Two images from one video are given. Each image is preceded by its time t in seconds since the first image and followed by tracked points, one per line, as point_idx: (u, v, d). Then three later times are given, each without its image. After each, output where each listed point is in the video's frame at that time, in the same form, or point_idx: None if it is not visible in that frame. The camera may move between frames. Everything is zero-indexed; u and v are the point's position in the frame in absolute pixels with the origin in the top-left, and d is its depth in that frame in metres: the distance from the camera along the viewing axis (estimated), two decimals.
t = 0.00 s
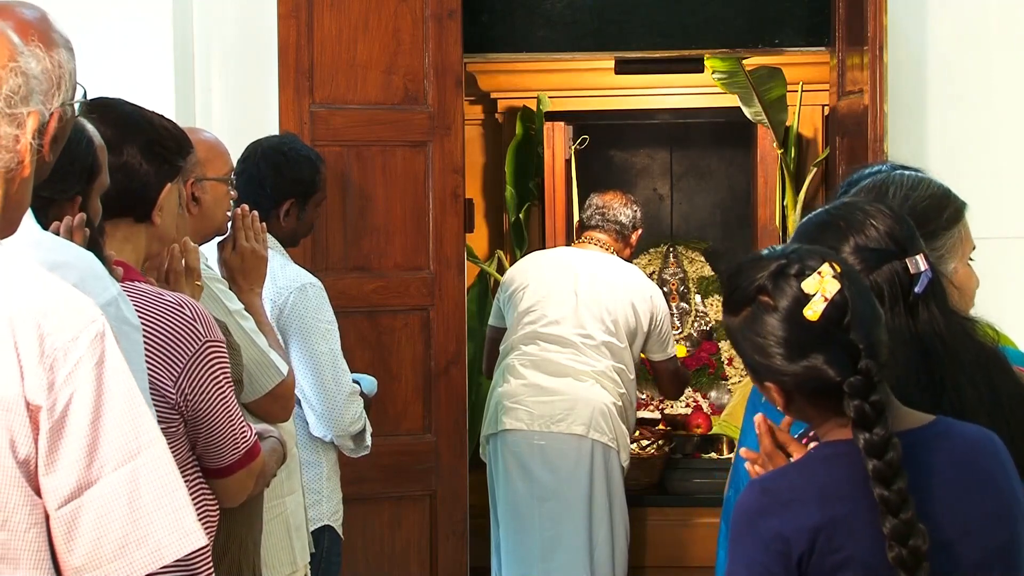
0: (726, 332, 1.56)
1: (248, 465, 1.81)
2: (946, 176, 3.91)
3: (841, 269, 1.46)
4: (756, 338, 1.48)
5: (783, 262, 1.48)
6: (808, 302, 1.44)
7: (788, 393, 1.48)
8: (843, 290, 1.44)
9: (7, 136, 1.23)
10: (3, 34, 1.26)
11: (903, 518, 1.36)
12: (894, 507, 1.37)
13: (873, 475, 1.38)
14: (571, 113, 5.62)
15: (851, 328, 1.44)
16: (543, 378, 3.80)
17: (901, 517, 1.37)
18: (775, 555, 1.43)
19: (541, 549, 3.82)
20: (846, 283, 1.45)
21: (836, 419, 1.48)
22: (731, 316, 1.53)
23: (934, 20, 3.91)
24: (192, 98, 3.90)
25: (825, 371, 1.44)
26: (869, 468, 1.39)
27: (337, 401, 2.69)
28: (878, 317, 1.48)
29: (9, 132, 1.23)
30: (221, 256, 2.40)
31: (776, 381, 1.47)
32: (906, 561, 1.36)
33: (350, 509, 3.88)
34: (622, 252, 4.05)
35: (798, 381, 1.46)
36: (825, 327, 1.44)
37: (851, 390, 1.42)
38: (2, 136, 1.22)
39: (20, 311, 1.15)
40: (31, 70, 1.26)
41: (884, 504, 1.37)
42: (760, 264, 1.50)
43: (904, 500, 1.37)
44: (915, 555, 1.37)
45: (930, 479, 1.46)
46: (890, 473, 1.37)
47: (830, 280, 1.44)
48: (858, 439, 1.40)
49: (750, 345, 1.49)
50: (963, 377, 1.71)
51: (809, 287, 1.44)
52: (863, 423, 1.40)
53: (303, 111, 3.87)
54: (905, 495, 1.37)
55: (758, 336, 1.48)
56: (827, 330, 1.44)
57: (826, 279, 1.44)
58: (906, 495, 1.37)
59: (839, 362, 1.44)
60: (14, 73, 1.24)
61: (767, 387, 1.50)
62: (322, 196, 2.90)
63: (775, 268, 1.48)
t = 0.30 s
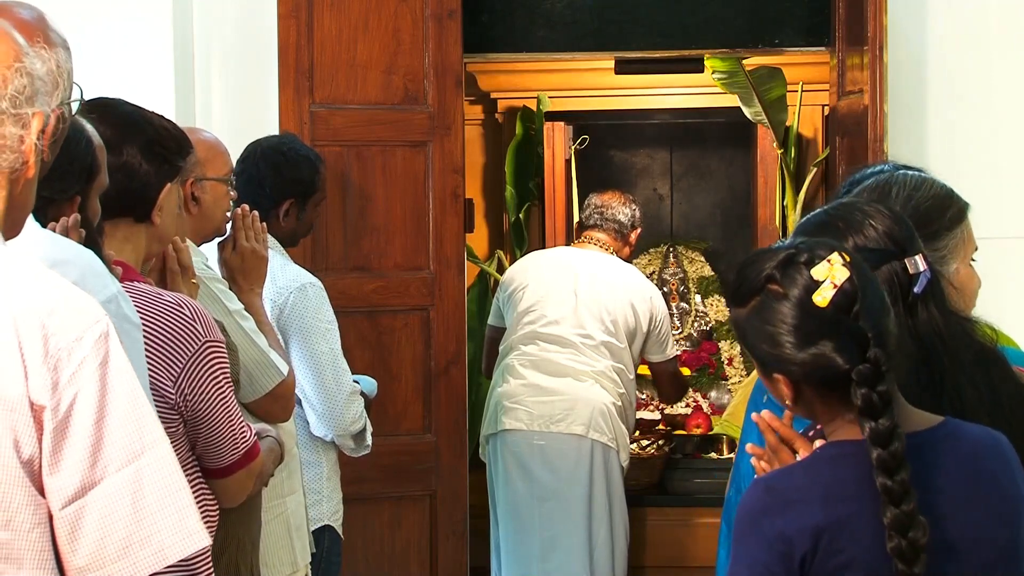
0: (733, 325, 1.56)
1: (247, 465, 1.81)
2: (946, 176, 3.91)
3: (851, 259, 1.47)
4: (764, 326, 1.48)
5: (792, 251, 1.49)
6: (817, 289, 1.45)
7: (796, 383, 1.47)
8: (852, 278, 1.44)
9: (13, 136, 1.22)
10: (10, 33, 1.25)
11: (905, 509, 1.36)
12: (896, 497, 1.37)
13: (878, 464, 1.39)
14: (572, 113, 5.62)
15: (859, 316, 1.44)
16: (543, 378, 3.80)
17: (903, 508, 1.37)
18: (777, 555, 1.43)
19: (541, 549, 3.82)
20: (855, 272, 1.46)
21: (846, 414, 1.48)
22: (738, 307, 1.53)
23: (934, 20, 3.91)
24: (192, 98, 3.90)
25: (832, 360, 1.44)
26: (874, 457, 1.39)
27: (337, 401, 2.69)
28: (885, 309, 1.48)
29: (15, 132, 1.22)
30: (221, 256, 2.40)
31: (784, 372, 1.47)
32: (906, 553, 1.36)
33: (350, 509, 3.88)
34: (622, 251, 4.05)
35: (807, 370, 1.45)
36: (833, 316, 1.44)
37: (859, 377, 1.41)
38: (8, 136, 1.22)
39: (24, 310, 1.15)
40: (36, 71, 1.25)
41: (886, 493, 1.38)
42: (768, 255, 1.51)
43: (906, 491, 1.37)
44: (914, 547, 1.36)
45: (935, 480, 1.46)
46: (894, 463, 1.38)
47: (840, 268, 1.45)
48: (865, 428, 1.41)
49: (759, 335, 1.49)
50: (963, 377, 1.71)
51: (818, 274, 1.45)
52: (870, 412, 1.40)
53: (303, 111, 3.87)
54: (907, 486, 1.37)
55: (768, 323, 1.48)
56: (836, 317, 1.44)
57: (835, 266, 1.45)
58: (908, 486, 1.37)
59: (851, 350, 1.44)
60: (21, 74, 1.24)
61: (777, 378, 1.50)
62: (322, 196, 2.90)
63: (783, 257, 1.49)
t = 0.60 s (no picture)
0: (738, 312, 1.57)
1: (247, 465, 1.82)
2: (946, 176, 3.91)
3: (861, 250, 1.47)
4: (771, 311, 1.48)
5: (801, 238, 1.49)
6: (826, 274, 1.45)
7: (796, 370, 1.47)
8: (861, 267, 1.45)
9: (17, 137, 1.22)
10: (14, 34, 1.25)
11: (899, 500, 1.37)
12: (890, 489, 1.38)
13: (874, 454, 1.39)
14: (572, 113, 5.62)
15: (865, 305, 1.44)
16: (542, 378, 3.80)
17: (897, 499, 1.37)
18: (772, 555, 1.43)
19: (541, 549, 3.82)
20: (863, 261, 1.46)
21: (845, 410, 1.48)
22: (745, 292, 1.53)
23: (933, 20, 3.91)
24: (192, 98, 3.90)
25: (837, 347, 1.44)
26: (870, 446, 1.40)
27: (338, 401, 2.69)
28: (891, 302, 1.48)
29: (19, 133, 1.22)
30: (222, 256, 2.40)
31: (786, 358, 1.47)
32: (897, 544, 1.37)
33: (350, 509, 3.88)
34: (621, 250, 4.05)
35: (810, 358, 1.45)
36: (839, 303, 1.44)
37: (862, 365, 1.42)
38: (12, 138, 1.22)
39: (26, 310, 1.14)
40: (40, 73, 1.25)
41: (880, 485, 1.38)
42: (776, 241, 1.51)
43: (902, 483, 1.38)
44: (906, 539, 1.37)
45: (935, 482, 1.46)
46: (891, 454, 1.39)
47: (850, 256, 1.45)
48: (864, 416, 1.41)
49: (764, 319, 1.49)
50: (961, 375, 1.72)
51: (828, 260, 1.45)
52: (870, 401, 1.41)
53: (303, 111, 3.87)
54: (903, 478, 1.38)
55: (774, 308, 1.48)
56: (843, 304, 1.44)
57: (844, 253, 1.45)
58: (903, 479, 1.38)
59: (856, 340, 1.44)
60: (26, 75, 1.24)
61: (778, 365, 1.49)
62: (322, 196, 2.90)
63: (793, 243, 1.49)
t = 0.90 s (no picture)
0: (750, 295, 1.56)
1: (247, 465, 1.82)
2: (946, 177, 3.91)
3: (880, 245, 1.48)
4: (783, 290, 1.48)
5: (824, 224, 1.50)
6: (841, 259, 1.45)
7: (797, 352, 1.47)
8: (877, 259, 1.45)
9: (18, 137, 1.22)
10: (14, 34, 1.25)
11: (884, 494, 1.38)
12: (878, 483, 1.39)
13: (866, 446, 1.40)
14: (571, 113, 5.61)
15: (874, 297, 1.44)
16: (541, 378, 3.81)
17: (882, 493, 1.38)
18: (753, 555, 1.45)
19: (540, 549, 3.82)
20: (881, 256, 1.46)
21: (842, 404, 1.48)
22: (760, 272, 1.53)
23: (933, 20, 3.91)
24: (192, 98, 3.90)
25: (840, 333, 1.44)
26: (863, 440, 1.41)
27: (337, 401, 2.69)
28: (902, 301, 1.48)
29: (20, 134, 1.22)
30: (223, 256, 2.40)
31: (789, 339, 1.47)
32: (879, 538, 1.38)
33: (350, 509, 3.88)
34: (620, 250, 4.06)
35: (812, 340, 1.45)
36: (850, 289, 1.44)
37: (864, 357, 1.42)
38: (13, 138, 1.22)
39: (28, 310, 1.15)
40: (41, 74, 1.25)
41: (869, 478, 1.40)
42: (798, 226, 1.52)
43: (890, 477, 1.39)
44: (888, 534, 1.38)
45: (933, 486, 1.46)
46: (882, 448, 1.40)
47: (868, 247, 1.46)
48: (860, 410, 1.42)
49: (776, 298, 1.49)
50: (959, 373, 1.72)
51: (846, 246, 1.46)
52: (867, 394, 1.42)
53: (303, 111, 3.87)
54: (892, 471, 1.39)
55: (785, 287, 1.48)
56: (852, 291, 1.44)
57: (864, 244, 1.46)
58: (893, 473, 1.39)
59: (860, 328, 1.44)
60: (26, 75, 1.24)
61: (779, 346, 1.49)
62: (322, 196, 2.90)
63: (815, 227, 1.50)
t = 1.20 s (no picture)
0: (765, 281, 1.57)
1: (247, 465, 1.82)
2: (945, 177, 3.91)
3: (899, 248, 1.47)
4: (796, 280, 1.49)
5: (846, 221, 1.50)
6: (856, 257, 1.45)
7: (800, 342, 1.48)
8: (893, 262, 1.45)
9: (16, 137, 1.22)
10: (13, 33, 1.24)
11: (878, 496, 1.38)
12: (872, 485, 1.39)
13: (862, 449, 1.41)
14: (571, 113, 5.59)
15: (883, 300, 1.44)
16: (539, 378, 3.81)
17: (876, 495, 1.38)
18: (742, 555, 1.46)
19: (539, 549, 3.82)
20: (897, 260, 1.46)
21: (838, 404, 1.48)
22: (777, 259, 1.54)
23: (933, 20, 3.91)
24: (192, 98, 3.90)
25: (845, 331, 1.44)
26: (860, 442, 1.41)
27: (336, 401, 2.69)
28: (913, 306, 1.48)
29: (19, 133, 1.22)
30: (225, 256, 2.39)
31: (797, 329, 1.48)
32: (870, 541, 1.39)
33: (350, 509, 3.88)
34: (620, 249, 4.07)
35: (817, 334, 1.46)
36: (862, 287, 1.44)
37: (866, 359, 1.42)
38: (11, 137, 1.22)
39: (27, 309, 1.15)
40: (40, 74, 1.25)
41: (863, 480, 1.40)
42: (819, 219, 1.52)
43: (885, 479, 1.39)
44: (880, 536, 1.38)
45: (927, 488, 1.46)
46: (878, 450, 1.40)
47: (886, 248, 1.45)
48: (858, 411, 1.42)
49: (788, 287, 1.49)
50: (959, 373, 1.72)
51: (864, 245, 1.45)
52: (866, 396, 1.42)
53: (303, 111, 3.87)
54: (887, 474, 1.39)
55: (799, 278, 1.48)
56: (864, 289, 1.44)
57: (882, 246, 1.45)
58: (887, 475, 1.39)
59: (867, 329, 1.43)
60: (25, 74, 1.24)
61: (784, 334, 1.50)
62: (322, 196, 2.90)
63: (837, 223, 1.49)
